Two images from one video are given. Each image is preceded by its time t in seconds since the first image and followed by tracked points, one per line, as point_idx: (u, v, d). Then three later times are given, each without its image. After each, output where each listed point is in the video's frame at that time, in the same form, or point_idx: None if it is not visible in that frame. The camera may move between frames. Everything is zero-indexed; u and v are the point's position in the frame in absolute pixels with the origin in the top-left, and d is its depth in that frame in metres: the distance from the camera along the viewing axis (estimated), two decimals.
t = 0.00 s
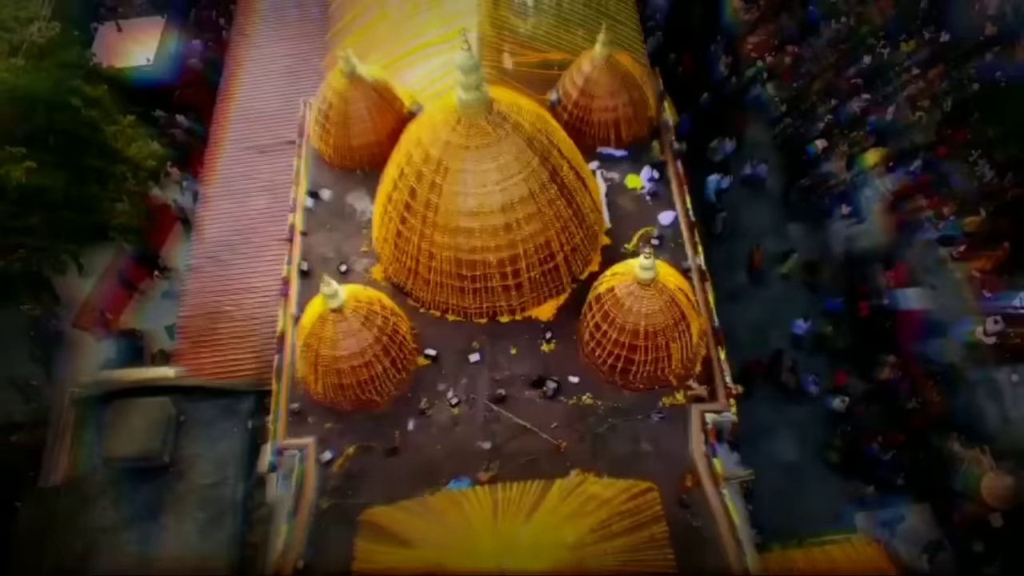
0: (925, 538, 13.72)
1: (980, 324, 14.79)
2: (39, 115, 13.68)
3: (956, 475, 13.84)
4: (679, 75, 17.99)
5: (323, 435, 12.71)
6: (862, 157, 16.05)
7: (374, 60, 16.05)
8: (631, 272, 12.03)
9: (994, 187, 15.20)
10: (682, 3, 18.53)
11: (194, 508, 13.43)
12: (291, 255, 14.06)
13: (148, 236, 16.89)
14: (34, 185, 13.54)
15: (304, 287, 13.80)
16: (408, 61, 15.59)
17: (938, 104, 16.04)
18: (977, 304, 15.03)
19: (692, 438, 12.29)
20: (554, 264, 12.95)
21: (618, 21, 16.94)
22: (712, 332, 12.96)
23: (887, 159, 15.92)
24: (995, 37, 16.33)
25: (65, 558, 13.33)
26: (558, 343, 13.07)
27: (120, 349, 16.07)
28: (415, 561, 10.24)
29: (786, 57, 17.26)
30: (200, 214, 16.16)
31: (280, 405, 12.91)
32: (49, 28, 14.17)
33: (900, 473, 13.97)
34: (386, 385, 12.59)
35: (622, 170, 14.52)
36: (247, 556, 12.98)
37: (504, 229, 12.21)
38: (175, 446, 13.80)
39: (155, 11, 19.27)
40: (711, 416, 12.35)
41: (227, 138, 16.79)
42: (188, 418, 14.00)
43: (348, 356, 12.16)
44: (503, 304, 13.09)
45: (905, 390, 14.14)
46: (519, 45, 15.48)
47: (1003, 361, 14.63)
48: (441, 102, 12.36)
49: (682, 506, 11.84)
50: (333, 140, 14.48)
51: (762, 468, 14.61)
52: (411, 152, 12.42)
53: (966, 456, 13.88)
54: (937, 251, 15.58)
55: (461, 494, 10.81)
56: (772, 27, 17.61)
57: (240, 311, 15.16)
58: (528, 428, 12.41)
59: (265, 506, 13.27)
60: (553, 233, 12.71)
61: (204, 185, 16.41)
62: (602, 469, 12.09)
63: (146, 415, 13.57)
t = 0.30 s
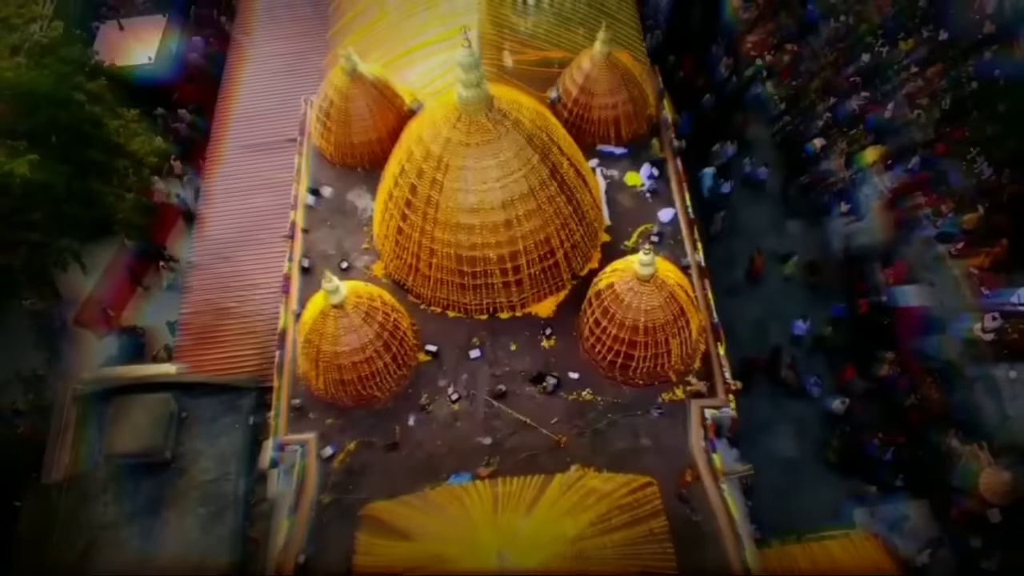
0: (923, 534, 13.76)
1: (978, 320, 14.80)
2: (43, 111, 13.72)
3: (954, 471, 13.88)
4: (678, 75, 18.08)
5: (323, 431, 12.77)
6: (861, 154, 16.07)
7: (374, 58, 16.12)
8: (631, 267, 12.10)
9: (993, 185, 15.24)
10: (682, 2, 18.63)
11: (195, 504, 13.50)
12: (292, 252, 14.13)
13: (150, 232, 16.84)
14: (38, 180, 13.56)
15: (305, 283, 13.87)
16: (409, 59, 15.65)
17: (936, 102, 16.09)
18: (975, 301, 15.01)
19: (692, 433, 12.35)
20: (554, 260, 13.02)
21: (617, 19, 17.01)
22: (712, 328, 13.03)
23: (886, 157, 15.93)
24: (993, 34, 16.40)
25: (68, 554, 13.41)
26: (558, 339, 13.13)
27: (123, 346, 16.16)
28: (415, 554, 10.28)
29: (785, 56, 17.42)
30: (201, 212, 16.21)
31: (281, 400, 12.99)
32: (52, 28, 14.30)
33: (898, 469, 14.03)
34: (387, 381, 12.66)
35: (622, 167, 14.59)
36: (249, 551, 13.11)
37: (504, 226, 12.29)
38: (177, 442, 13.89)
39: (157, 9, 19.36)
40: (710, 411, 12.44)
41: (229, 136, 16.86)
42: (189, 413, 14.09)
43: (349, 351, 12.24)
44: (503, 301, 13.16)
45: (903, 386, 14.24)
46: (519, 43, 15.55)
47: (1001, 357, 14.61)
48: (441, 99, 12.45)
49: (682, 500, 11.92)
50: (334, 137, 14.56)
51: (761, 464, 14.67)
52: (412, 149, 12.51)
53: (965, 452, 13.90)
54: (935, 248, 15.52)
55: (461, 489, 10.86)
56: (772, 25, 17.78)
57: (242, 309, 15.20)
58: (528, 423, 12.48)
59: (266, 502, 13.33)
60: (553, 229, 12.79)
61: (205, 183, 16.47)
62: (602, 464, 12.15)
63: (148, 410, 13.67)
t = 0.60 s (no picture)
0: (920, 527, 13.83)
1: (976, 315, 14.82)
2: (46, 106, 13.80)
3: (952, 465, 13.93)
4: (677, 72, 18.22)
5: (324, 425, 12.85)
6: (860, 151, 16.19)
7: (375, 55, 16.21)
8: (630, 262, 12.19)
9: (990, 180, 15.24)
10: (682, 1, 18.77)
11: (197, 498, 13.56)
12: (293, 247, 14.22)
13: (153, 227, 16.94)
14: (42, 174, 13.61)
15: (307, 278, 13.97)
16: (409, 57, 15.74)
17: (934, 98, 16.18)
18: (972, 296, 15.02)
19: (691, 427, 12.45)
20: (554, 255, 13.11)
21: (617, 17, 17.10)
22: (710, 322, 13.14)
23: (883, 153, 16.05)
24: (991, 32, 16.49)
25: (70, 546, 13.48)
26: (558, 333, 13.20)
27: (125, 342, 16.24)
28: (414, 544, 10.32)
29: (783, 53, 17.51)
30: (203, 208, 16.30)
31: (282, 394, 13.07)
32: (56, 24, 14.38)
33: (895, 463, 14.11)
34: (388, 374, 12.75)
35: (621, 163, 14.68)
36: (251, 544, 13.20)
37: (504, 220, 12.38)
38: (179, 436, 13.98)
39: (160, 7, 19.48)
40: (708, 405, 12.50)
41: (230, 132, 16.96)
42: (191, 408, 14.18)
43: (350, 345, 12.32)
44: (503, 295, 13.24)
45: (901, 380, 14.33)
46: (519, 40, 15.65)
47: (998, 352, 14.58)
48: (442, 95, 12.55)
49: (680, 493, 12.03)
50: (335, 133, 14.65)
51: (760, 459, 14.75)
52: (413, 145, 12.61)
53: (963, 446, 13.92)
54: (933, 243, 15.54)
55: (461, 481, 10.91)
56: (770, 23, 17.90)
57: (244, 304, 15.28)
58: (528, 416, 12.55)
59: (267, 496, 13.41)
60: (553, 224, 12.89)
61: (207, 180, 16.57)
62: (601, 457, 12.22)
63: (150, 403, 13.80)
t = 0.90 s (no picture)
0: (916, 520, 13.96)
1: (972, 309, 14.85)
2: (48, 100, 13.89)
3: (948, 458, 14.01)
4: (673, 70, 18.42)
5: (325, 417, 12.95)
6: (857, 147, 16.28)
7: (376, 51, 16.33)
8: (628, 255, 12.26)
9: (986, 175, 15.35)
10: None
11: (199, 490, 13.64)
12: (294, 242, 14.33)
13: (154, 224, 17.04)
14: (45, 167, 13.71)
15: (308, 273, 14.08)
16: (409, 53, 15.87)
17: (931, 95, 16.26)
18: (966, 291, 15.03)
19: (689, 419, 12.57)
20: (553, 248, 13.22)
21: (615, 14, 17.16)
22: (708, 315, 13.26)
23: (880, 150, 16.13)
24: (988, 29, 16.48)
25: (71, 539, 13.59)
26: (557, 326, 13.30)
27: (127, 337, 16.29)
28: (413, 533, 10.39)
29: (782, 50, 17.67)
30: (205, 203, 16.41)
31: (283, 386, 13.17)
32: (58, 18, 14.47)
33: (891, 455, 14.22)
34: (388, 367, 12.86)
35: (619, 159, 14.78)
36: (252, 535, 13.33)
37: (504, 214, 12.48)
38: (180, 429, 14.08)
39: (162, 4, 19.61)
40: (706, 397, 12.65)
41: (232, 128, 17.06)
42: (193, 401, 14.29)
43: (350, 337, 12.42)
44: (503, 289, 13.35)
45: (898, 374, 14.47)
46: (519, 37, 15.81)
47: (995, 346, 14.64)
48: (441, 90, 12.66)
49: (677, 484, 12.11)
50: (335, 129, 14.74)
51: (757, 452, 14.86)
52: (413, 139, 12.73)
53: (959, 440, 13.99)
54: (929, 239, 15.57)
55: (461, 471, 10.99)
56: (768, 20, 18.06)
57: (245, 298, 15.35)
58: (526, 409, 12.65)
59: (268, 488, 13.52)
60: (552, 218, 13.00)
61: (209, 176, 16.69)
62: (600, 449, 12.31)
63: (152, 396, 13.91)
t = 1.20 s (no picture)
0: (913, 509, 14.01)
1: (968, 298, 14.88)
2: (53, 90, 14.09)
3: (945, 445, 14.04)
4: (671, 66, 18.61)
5: (326, 403, 13.08)
6: (854, 140, 16.42)
7: (377, 43, 16.47)
8: (626, 243, 12.41)
9: (982, 167, 15.32)
10: None
11: (201, 477, 13.77)
12: (296, 232, 14.50)
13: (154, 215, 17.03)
14: (51, 156, 13.92)
15: (309, 262, 14.21)
16: (410, 45, 16.06)
17: (927, 87, 16.43)
18: (963, 279, 15.14)
19: (687, 405, 12.69)
20: (553, 237, 13.36)
21: (614, 7, 17.27)
22: (706, 303, 13.42)
23: (877, 142, 16.25)
24: (984, 22, 16.56)
25: (74, 526, 13.73)
26: (556, 314, 13.42)
27: (129, 328, 16.34)
28: (413, 514, 10.54)
29: (780, 44, 17.90)
30: (207, 195, 16.57)
31: (286, 373, 13.31)
32: (64, 10, 14.67)
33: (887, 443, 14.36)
34: (388, 354, 13.00)
35: (618, 150, 14.92)
36: (253, 522, 13.45)
37: (504, 202, 12.62)
38: (183, 417, 14.22)
39: None
40: (704, 383, 12.77)
41: (234, 121, 17.22)
42: (195, 389, 14.42)
43: (352, 324, 12.56)
44: (502, 277, 13.49)
45: (894, 363, 14.65)
46: (519, 30, 16.05)
47: (991, 334, 14.60)
48: (442, 81, 12.83)
49: (676, 470, 12.22)
50: (337, 120, 14.89)
51: (755, 441, 15.00)
52: (414, 129, 12.88)
53: (955, 427, 14.03)
54: (926, 229, 15.66)
55: (461, 455, 11.05)
56: (767, 15, 18.27)
57: (247, 288, 15.48)
58: (525, 395, 12.77)
59: (269, 475, 13.64)
60: (551, 207, 13.14)
61: (211, 169, 16.87)
62: (598, 435, 12.44)
63: (156, 384, 14.10)
